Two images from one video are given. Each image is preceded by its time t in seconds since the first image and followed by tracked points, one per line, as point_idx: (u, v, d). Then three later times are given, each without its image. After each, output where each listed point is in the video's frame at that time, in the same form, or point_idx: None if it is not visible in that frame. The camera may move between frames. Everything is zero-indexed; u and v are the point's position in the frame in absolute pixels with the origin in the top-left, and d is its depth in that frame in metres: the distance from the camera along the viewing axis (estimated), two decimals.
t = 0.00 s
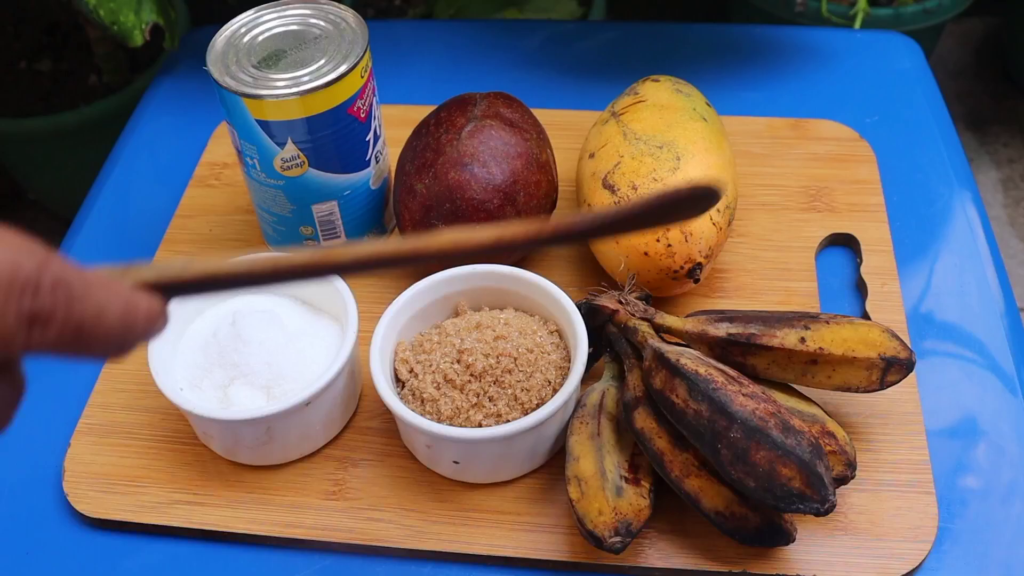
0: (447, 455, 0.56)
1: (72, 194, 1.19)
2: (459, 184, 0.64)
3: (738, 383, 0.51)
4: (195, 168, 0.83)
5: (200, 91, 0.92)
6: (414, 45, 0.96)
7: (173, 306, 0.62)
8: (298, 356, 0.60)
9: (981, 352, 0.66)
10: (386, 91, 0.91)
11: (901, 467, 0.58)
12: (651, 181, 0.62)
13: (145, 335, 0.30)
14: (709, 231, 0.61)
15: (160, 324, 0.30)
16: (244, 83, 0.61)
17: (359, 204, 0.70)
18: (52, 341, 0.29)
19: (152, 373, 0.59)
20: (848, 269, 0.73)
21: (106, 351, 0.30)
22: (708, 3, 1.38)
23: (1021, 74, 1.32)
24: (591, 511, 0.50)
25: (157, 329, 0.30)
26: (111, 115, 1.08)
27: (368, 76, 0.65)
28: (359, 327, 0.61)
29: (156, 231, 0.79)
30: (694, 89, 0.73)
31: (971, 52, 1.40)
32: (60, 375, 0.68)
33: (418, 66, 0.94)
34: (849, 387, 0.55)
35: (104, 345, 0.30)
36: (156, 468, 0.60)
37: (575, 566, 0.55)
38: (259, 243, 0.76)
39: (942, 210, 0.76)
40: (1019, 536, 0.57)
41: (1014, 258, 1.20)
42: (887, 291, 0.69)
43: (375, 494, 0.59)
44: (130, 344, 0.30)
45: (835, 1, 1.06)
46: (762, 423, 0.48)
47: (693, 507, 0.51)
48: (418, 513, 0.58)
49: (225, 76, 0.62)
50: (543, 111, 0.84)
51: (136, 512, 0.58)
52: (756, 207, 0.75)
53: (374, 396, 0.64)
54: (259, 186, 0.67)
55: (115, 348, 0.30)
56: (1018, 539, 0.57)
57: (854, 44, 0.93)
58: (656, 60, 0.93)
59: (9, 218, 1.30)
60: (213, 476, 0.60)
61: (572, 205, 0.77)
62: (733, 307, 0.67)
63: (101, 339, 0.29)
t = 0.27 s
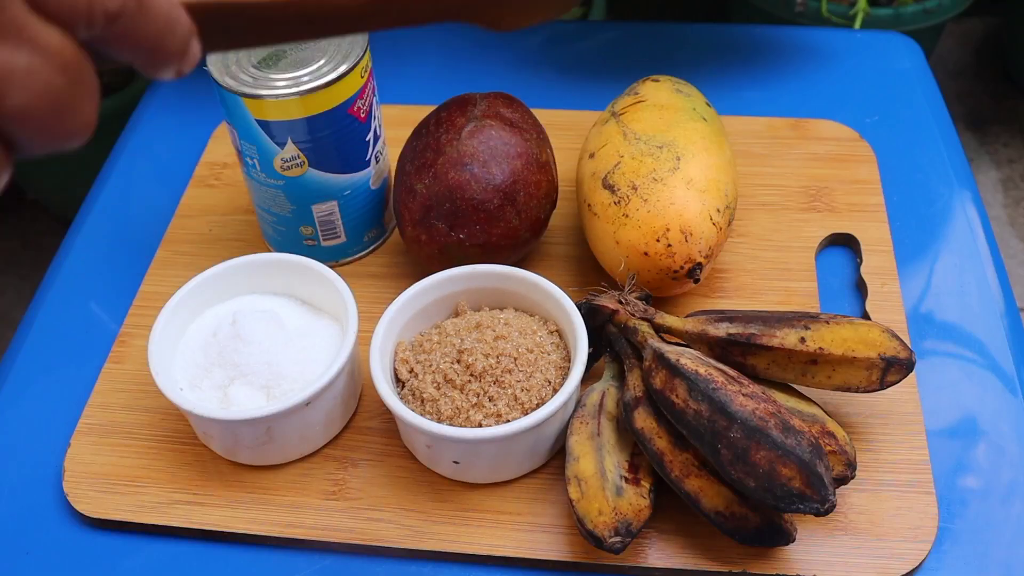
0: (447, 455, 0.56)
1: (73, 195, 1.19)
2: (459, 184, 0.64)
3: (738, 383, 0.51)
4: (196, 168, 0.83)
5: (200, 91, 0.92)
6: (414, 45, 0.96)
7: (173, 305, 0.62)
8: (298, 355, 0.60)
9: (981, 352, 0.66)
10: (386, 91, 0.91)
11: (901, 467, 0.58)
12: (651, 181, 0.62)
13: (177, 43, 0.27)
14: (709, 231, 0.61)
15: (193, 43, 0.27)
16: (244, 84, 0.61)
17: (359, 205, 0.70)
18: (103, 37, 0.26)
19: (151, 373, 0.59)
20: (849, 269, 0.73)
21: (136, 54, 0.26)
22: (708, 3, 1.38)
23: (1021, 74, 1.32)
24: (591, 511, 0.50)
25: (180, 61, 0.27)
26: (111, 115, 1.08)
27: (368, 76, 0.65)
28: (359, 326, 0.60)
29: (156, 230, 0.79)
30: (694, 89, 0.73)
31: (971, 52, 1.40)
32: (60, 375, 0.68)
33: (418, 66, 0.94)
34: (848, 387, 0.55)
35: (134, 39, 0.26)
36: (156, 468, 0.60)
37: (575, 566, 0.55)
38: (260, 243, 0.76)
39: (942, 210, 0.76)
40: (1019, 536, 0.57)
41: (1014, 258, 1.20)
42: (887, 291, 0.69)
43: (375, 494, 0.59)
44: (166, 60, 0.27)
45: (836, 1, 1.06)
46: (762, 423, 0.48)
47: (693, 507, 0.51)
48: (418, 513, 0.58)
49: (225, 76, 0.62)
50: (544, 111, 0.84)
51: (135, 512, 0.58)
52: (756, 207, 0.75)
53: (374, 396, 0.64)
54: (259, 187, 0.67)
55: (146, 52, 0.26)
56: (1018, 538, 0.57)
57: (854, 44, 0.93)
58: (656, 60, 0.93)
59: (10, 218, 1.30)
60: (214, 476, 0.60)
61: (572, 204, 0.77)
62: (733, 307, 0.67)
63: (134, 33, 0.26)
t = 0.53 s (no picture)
0: (447, 455, 0.56)
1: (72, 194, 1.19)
2: (459, 184, 0.64)
3: (738, 383, 0.51)
4: (195, 168, 0.83)
5: (200, 91, 0.92)
6: (414, 45, 0.96)
7: (173, 305, 0.62)
8: (298, 355, 0.60)
9: (981, 352, 0.66)
10: (386, 91, 0.91)
11: (901, 467, 0.58)
12: (651, 181, 0.62)
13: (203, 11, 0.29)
14: (709, 231, 0.61)
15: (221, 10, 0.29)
16: (244, 84, 0.61)
17: (359, 205, 0.70)
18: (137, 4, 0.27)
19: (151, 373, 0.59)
20: (848, 269, 0.73)
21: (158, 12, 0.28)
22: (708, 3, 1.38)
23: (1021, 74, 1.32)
24: (591, 511, 0.50)
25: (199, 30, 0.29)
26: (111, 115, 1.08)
27: (368, 76, 0.65)
28: (359, 326, 0.61)
29: (156, 230, 0.79)
30: (694, 89, 0.73)
31: (971, 52, 1.40)
32: (60, 375, 0.68)
33: (418, 66, 0.94)
34: (849, 387, 0.55)
35: None
36: (156, 468, 0.60)
37: (575, 566, 0.55)
38: (260, 243, 0.76)
39: (942, 210, 0.76)
40: (1019, 536, 0.57)
41: (1014, 258, 1.20)
42: (887, 291, 0.69)
43: (375, 494, 0.59)
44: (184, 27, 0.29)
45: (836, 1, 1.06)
46: (762, 423, 0.48)
47: (693, 507, 0.51)
48: (418, 513, 0.58)
49: (225, 76, 0.62)
50: (544, 111, 0.84)
51: (135, 512, 0.58)
52: (756, 207, 0.75)
53: (374, 396, 0.64)
54: (259, 187, 0.67)
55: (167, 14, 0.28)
56: (1018, 538, 0.57)
57: (854, 44, 0.93)
58: (656, 60, 0.93)
59: (10, 218, 1.30)
60: (213, 476, 0.60)
61: (572, 204, 0.77)
62: (733, 307, 0.67)
63: None
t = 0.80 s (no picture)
0: (447, 455, 0.56)
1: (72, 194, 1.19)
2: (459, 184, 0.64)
3: (738, 383, 0.51)
4: (195, 168, 0.83)
5: (200, 90, 0.92)
6: (414, 45, 0.96)
7: (173, 305, 0.62)
8: (298, 355, 0.60)
9: (981, 352, 0.66)
10: (386, 91, 0.91)
11: (901, 467, 0.58)
12: (651, 181, 0.62)
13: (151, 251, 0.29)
14: (709, 231, 0.61)
15: (170, 242, 0.29)
16: (244, 84, 0.61)
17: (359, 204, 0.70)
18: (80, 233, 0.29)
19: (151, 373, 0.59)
20: (849, 269, 0.73)
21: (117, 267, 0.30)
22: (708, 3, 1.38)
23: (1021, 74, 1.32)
24: (591, 511, 0.50)
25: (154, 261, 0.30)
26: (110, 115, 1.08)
27: (369, 76, 0.65)
28: (359, 326, 0.61)
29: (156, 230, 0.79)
30: (694, 89, 0.73)
31: (971, 52, 1.40)
32: (60, 375, 0.68)
33: (418, 66, 0.94)
34: (848, 387, 0.55)
35: (113, 253, 0.29)
36: (156, 468, 0.60)
37: (575, 566, 0.55)
38: (259, 243, 0.76)
39: (943, 210, 0.76)
40: (1019, 536, 0.57)
41: (1014, 258, 1.20)
42: (887, 291, 0.69)
43: (375, 494, 0.59)
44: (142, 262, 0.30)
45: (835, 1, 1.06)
46: (762, 423, 0.48)
47: (693, 507, 0.51)
48: (418, 513, 0.58)
49: (225, 75, 0.62)
50: (544, 111, 0.84)
51: (135, 512, 0.58)
52: (756, 207, 0.75)
53: (374, 396, 0.64)
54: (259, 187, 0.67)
55: (125, 262, 0.30)
56: (1018, 538, 0.57)
57: (854, 44, 0.93)
58: (656, 60, 0.93)
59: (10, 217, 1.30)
60: (213, 476, 0.60)
61: (572, 204, 0.77)
62: (733, 307, 0.67)
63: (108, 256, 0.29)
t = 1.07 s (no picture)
0: (447, 455, 0.56)
1: (73, 194, 1.19)
2: (459, 184, 0.64)
3: (738, 383, 0.51)
4: (196, 168, 0.83)
5: (200, 91, 0.92)
6: (414, 45, 0.96)
7: (173, 305, 0.62)
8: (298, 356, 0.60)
9: (981, 352, 0.66)
10: (386, 91, 0.91)
11: (901, 467, 0.58)
12: (651, 181, 0.62)
13: (189, 439, 0.27)
14: (709, 231, 0.61)
15: (222, 432, 0.27)
16: (244, 84, 0.61)
17: (359, 204, 0.70)
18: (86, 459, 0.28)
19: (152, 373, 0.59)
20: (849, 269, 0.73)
21: (136, 474, 0.29)
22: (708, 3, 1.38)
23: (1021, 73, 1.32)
24: (591, 511, 0.50)
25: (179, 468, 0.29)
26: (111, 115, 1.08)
27: (369, 77, 0.65)
28: (358, 326, 0.61)
29: (156, 230, 0.79)
30: (694, 89, 0.73)
31: (971, 52, 1.40)
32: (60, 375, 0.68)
33: (418, 66, 0.94)
34: (848, 387, 0.55)
35: (124, 461, 0.28)
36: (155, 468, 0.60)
37: (575, 566, 0.55)
38: (260, 243, 0.76)
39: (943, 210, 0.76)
40: (1019, 536, 0.57)
41: (1014, 258, 1.20)
42: (887, 291, 0.69)
43: (375, 494, 0.59)
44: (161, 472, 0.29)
45: (835, 1, 1.06)
46: (762, 422, 0.48)
47: (693, 507, 0.51)
48: (418, 513, 0.58)
49: (225, 75, 0.62)
50: (544, 111, 0.85)
51: (136, 512, 0.58)
52: (756, 207, 0.75)
53: (374, 396, 0.64)
54: (259, 186, 0.67)
55: (144, 471, 0.29)
56: (1018, 538, 0.57)
57: (855, 44, 0.93)
58: (656, 60, 0.93)
59: (10, 217, 1.30)
60: (213, 476, 0.60)
61: (572, 204, 0.77)
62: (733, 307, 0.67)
63: (117, 462, 0.28)
